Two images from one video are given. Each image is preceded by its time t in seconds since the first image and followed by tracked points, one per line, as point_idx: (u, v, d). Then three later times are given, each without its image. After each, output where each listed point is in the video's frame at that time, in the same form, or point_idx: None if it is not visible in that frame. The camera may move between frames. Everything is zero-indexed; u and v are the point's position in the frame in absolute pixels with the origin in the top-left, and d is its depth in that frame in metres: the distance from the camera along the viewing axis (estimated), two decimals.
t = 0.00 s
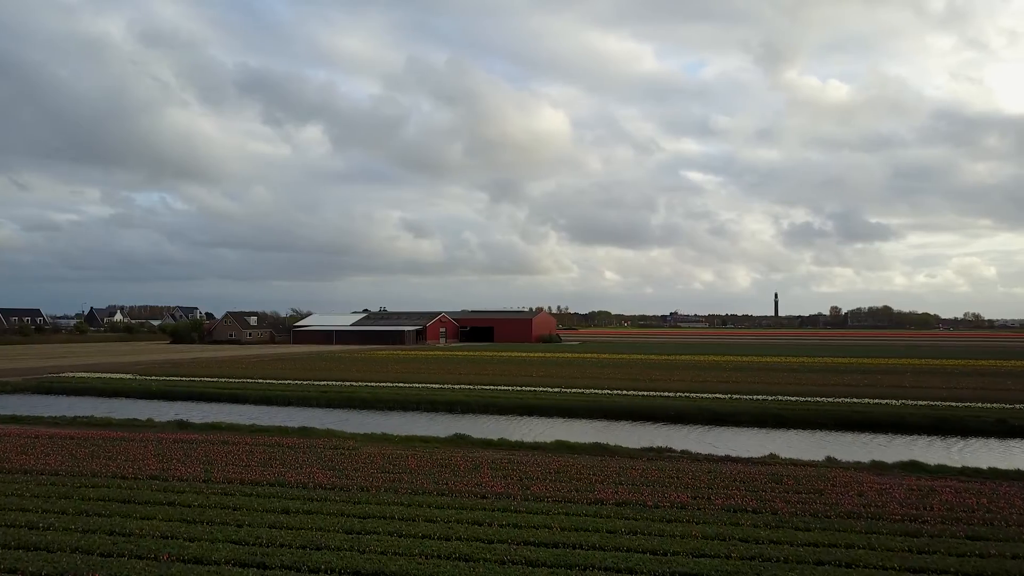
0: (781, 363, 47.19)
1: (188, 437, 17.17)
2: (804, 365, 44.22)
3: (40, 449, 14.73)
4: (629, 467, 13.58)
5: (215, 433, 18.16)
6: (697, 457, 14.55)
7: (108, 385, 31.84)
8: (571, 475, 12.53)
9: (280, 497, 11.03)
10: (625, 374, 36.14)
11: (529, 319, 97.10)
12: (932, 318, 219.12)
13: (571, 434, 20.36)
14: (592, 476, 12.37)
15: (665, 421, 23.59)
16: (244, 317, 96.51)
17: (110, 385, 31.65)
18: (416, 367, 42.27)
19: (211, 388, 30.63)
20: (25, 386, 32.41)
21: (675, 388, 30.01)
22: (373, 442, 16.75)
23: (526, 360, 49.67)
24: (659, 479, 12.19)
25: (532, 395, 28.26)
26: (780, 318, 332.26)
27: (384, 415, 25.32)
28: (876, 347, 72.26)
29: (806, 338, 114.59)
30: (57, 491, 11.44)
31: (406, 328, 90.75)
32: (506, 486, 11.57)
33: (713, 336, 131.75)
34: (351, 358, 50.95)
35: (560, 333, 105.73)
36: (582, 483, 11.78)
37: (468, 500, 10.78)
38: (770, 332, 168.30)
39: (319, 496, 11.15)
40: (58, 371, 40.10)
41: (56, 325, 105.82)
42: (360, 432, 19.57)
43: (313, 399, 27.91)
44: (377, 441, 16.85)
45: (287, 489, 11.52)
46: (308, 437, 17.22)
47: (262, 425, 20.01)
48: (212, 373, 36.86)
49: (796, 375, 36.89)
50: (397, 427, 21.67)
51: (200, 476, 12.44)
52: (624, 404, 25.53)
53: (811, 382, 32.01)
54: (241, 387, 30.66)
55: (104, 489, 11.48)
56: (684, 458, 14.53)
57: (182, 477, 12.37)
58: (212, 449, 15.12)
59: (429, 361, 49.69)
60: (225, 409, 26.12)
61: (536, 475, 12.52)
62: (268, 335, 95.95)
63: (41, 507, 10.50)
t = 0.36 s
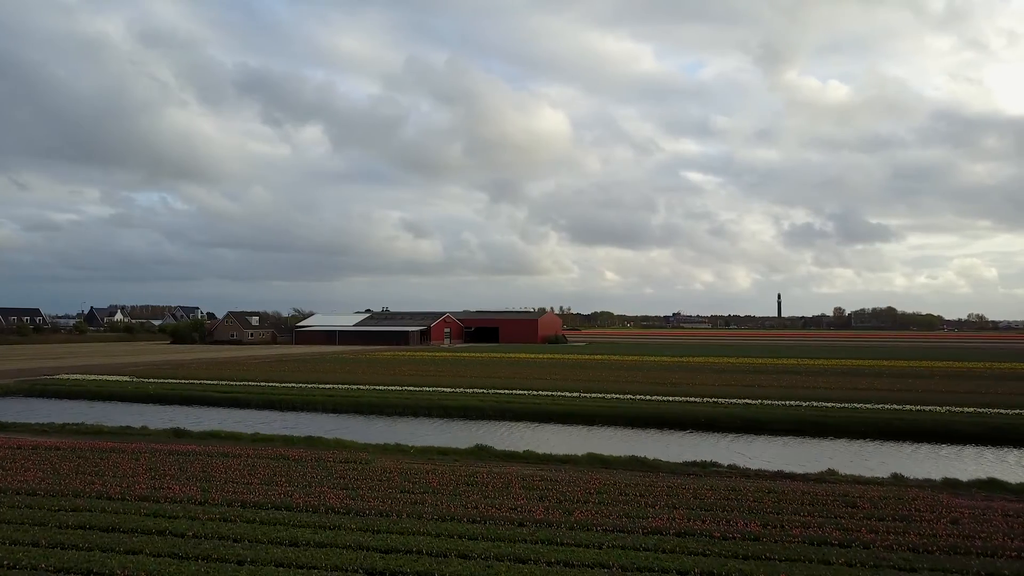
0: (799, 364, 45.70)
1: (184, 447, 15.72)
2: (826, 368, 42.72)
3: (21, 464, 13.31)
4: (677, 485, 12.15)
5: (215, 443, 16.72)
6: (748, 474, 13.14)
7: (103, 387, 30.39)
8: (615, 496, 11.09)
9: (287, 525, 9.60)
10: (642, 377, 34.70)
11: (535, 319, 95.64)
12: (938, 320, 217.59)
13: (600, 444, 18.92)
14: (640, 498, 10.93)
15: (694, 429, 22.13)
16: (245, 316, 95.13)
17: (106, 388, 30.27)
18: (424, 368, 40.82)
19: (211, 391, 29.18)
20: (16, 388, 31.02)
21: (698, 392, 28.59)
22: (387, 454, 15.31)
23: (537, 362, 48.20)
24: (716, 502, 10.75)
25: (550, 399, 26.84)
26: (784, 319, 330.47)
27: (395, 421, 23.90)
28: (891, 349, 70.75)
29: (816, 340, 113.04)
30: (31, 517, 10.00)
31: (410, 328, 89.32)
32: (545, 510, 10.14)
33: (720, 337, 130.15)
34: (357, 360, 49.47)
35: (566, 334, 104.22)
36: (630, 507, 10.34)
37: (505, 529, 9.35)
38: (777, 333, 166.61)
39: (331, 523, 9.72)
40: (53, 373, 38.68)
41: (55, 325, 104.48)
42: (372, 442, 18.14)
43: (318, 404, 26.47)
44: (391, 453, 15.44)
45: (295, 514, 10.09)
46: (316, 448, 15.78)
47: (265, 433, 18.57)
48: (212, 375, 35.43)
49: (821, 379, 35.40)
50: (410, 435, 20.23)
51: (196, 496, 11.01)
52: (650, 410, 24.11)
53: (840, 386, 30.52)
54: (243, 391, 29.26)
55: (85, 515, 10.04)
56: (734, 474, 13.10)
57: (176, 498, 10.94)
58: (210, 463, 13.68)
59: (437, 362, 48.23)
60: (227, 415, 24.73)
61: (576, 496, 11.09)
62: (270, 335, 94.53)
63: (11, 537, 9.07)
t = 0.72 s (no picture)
0: (857, 368, 43.40)
1: (219, 459, 14.43)
2: (887, 371, 40.45)
3: (42, 480, 12.09)
4: (778, 513, 10.52)
5: (252, 454, 15.44)
6: (854, 500, 11.47)
7: (137, 390, 29.42)
8: (713, 528, 9.53)
9: (338, 565, 8.16)
10: (695, 382, 32.89)
11: (572, 320, 93.88)
12: (984, 322, 211.40)
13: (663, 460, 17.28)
14: (742, 532, 9.35)
15: (764, 442, 20.38)
16: (281, 317, 94.70)
17: (139, 390, 29.31)
18: (464, 371, 39.38)
19: (247, 394, 28.06)
20: (49, 390, 30.20)
21: (759, 399, 26.76)
22: (439, 470, 13.88)
23: (580, 365, 46.46)
24: (834, 538, 9.14)
25: (601, 406, 25.23)
26: (823, 321, 324.26)
27: (439, 428, 22.48)
28: (946, 352, 67.87)
29: (862, 342, 109.67)
30: (45, 549, 8.70)
31: (445, 329, 88.15)
32: (634, 547, 8.64)
33: (761, 340, 127.04)
34: (394, 362, 48.22)
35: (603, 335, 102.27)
36: (736, 545, 8.78)
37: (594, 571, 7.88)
38: (819, 335, 162.84)
39: (388, 561, 8.28)
40: (88, 374, 37.92)
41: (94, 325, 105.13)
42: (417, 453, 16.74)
43: (359, 408, 25.16)
44: (442, 468, 13.99)
45: (347, 548, 8.68)
46: (361, 462, 14.39)
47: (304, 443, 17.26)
48: (248, 377, 34.38)
49: (886, 382, 33.29)
50: (458, 446, 18.77)
51: (233, 522, 9.67)
52: (711, 419, 22.39)
53: (911, 391, 28.48)
54: (280, 394, 28.09)
55: (106, 546, 8.72)
56: (838, 501, 11.44)
57: (210, 524, 9.60)
58: (247, 480, 12.36)
59: (476, 364, 46.72)
60: (263, 421, 23.54)
61: (666, 528, 9.54)
62: (305, 335, 93.99)
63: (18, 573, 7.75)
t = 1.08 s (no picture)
0: (987, 376, 39.53)
1: (308, 474, 13.24)
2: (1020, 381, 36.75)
3: (119, 495, 11.11)
4: (976, 565, 8.52)
5: (342, 467, 14.25)
6: None
7: (228, 391, 29.00)
8: None
9: None
10: (808, 391, 30.30)
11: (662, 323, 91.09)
12: None
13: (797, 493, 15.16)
14: None
15: (906, 465, 18.02)
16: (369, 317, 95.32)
17: (229, 392, 28.87)
18: (556, 375, 37.74)
19: (336, 398, 27.19)
20: (144, 390, 30.15)
21: (887, 411, 24.17)
22: (547, 491, 12.33)
23: (675, 370, 44.16)
24: None
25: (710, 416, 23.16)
26: (925, 325, 308.20)
27: (535, 439, 20.89)
28: None
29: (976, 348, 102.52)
30: None
31: (532, 332, 86.83)
32: None
33: (862, 345, 120.59)
34: (482, 364, 47.05)
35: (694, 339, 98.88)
36: None
37: None
38: (924, 340, 153.96)
39: None
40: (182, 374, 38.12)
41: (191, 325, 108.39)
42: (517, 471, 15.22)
43: (450, 414, 23.86)
44: (550, 490, 12.39)
45: None
46: (460, 479, 12.98)
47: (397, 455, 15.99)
48: (337, 380, 33.70)
49: None
50: (561, 463, 17.17)
51: (321, 555, 8.33)
52: (839, 436, 20.06)
53: None
54: (368, 398, 27.11)
55: None
56: None
57: (295, 557, 8.28)
58: (338, 500, 11.08)
59: (567, 368, 45.03)
60: (352, 427, 22.51)
61: None
62: (392, 336, 94.30)
63: None
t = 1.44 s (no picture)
0: None
1: (323, 496, 11.65)
2: None
3: (104, 525, 9.56)
4: None
5: (359, 487, 12.66)
6: None
7: (235, 396, 27.48)
8: None
9: None
10: (850, 396, 28.47)
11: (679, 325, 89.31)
12: None
13: (869, 520, 13.46)
14: None
15: (981, 482, 16.27)
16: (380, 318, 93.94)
17: (236, 397, 27.38)
18: (578, 379, 36.02)
19: (349, 404, 25.60)
20: (148, 394, 28.73)
21: (944, 420, 22.38)
22: (597, 520, 10.71)
23: (702, 374, 42.28)
24: None
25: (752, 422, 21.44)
26: (941, 328, 304.51)
27: (566, 450, 19.24)
28: None
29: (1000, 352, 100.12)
30: None
31: (546, 333, 85.21)
32: None
33: (882, 348, 118.29)
34: (499, 367, 45.40)
35: (712, 341, 96.83)
36: None
37: None
38: (944, 343, 151.03)
39: None
40: (189, 377, 36.72)
41: (201, 326, 107.34)
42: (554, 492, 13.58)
43: (472, 422, 22.22)
44: (599, 519, 10.73)
45: None
46: (495, 504, 11.39)
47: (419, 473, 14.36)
48: (350, 384, 32.16)
49: None
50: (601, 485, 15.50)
51: None
52: (899, 448, 18.31)
53: None
54: (384, 404, 25.50)
55: None
56: None
57: None
58: (358, 531, 9.51)
59: (587, 371, 43.28)
60: (367, 437, 20.94)
61: None
62: (404, 337, 92.71)
63: None
